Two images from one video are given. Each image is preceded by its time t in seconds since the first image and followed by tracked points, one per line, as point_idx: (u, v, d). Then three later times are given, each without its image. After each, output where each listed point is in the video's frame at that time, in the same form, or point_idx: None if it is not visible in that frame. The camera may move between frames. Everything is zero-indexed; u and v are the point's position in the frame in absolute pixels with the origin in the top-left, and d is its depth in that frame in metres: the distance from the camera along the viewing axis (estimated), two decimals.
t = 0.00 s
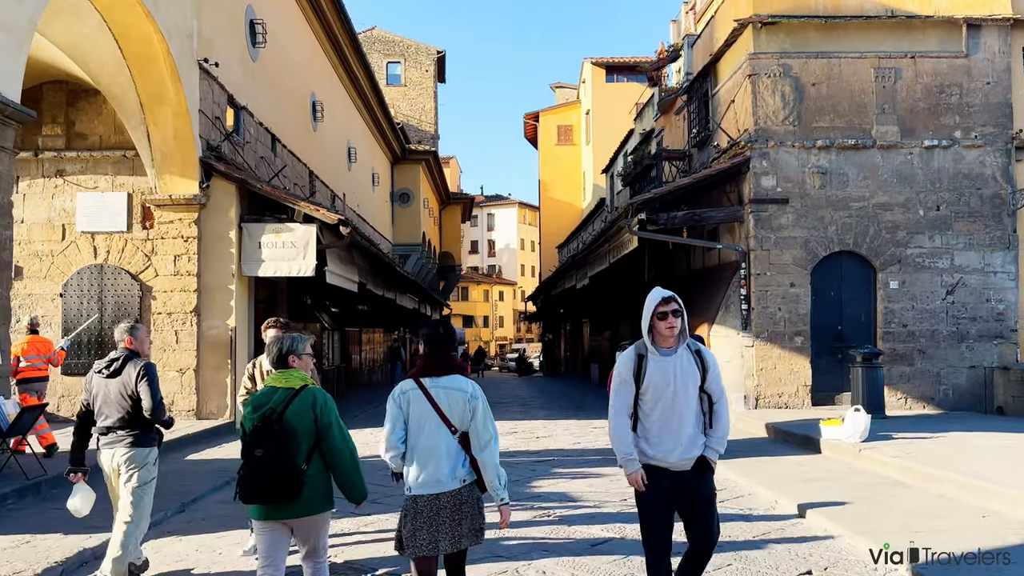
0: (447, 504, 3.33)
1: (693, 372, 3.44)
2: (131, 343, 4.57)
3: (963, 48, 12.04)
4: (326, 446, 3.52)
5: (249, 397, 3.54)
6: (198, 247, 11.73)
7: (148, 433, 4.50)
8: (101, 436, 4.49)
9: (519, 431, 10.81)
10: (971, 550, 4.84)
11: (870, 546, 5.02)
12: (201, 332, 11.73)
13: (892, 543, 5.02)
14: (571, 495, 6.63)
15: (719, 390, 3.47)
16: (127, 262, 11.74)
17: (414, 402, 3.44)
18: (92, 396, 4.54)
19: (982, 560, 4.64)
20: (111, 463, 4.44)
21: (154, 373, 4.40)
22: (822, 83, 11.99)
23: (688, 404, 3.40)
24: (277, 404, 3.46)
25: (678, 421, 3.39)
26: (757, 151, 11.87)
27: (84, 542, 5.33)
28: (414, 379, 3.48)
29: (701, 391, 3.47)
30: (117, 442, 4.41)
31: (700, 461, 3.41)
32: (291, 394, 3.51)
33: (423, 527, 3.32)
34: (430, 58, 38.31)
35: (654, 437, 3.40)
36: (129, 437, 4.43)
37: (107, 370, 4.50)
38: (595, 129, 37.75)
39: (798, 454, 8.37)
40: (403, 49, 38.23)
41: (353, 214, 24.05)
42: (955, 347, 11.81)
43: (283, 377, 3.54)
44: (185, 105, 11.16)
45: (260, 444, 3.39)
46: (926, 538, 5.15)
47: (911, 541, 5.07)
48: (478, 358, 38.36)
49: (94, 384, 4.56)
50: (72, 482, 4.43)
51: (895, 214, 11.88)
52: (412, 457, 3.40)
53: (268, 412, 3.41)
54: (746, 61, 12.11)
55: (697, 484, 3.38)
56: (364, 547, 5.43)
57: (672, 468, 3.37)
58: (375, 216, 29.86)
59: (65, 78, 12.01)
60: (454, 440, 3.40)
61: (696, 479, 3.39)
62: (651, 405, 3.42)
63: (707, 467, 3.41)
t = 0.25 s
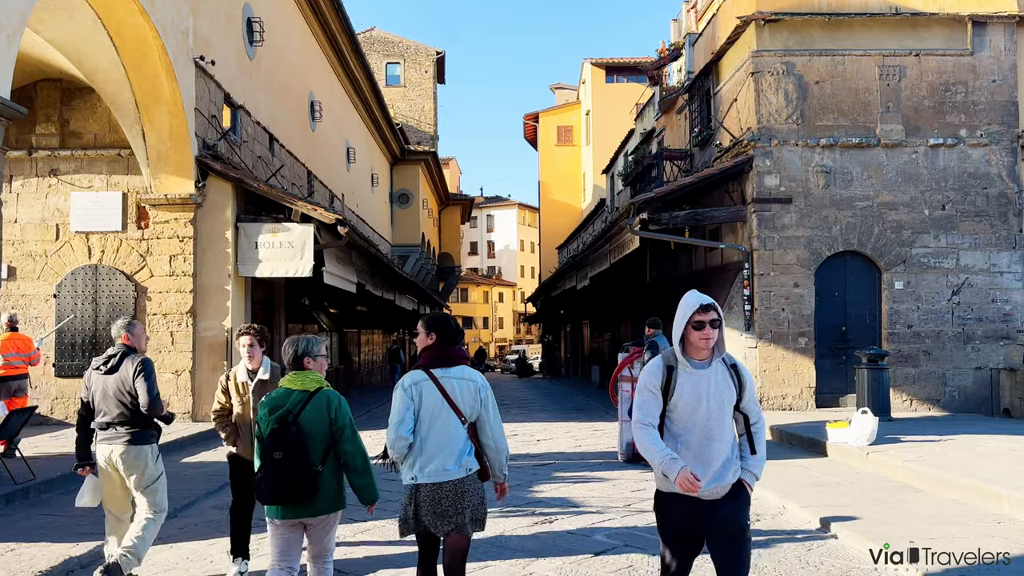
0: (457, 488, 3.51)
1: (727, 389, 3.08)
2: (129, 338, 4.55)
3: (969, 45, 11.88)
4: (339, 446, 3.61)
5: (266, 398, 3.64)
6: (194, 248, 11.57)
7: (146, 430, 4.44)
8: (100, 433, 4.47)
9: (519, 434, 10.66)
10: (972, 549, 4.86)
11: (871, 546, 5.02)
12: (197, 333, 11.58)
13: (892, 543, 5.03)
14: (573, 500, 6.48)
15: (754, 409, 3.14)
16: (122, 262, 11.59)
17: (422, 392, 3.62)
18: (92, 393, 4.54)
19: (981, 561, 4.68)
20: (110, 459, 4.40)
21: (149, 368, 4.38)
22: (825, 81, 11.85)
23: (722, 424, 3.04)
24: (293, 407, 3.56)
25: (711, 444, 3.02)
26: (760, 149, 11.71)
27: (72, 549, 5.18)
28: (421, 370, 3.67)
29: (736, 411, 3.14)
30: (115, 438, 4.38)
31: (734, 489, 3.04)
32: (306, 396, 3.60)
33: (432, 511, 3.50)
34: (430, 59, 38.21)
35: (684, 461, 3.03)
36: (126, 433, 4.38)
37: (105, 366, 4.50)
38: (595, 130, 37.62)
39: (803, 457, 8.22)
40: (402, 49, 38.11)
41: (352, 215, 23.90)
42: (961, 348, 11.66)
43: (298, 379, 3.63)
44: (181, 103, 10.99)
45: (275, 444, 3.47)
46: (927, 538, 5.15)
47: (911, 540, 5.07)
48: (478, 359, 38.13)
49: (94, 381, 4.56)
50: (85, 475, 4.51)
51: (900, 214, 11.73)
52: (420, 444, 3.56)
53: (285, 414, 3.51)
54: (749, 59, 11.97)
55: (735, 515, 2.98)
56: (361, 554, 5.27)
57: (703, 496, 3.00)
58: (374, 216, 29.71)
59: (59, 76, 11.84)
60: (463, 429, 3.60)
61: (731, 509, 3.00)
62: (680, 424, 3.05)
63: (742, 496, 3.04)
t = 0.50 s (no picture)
0: (458, 496, 3.53)
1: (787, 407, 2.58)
2: (127, 339, 4.54)
3: (974, 43, 11.70)
4: (345, 441, 3.80)
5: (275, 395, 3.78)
6: (186, 248, 11.37)
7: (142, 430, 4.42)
8: (95, 433, 4.45)
9: (517, 438, 10.46)
10: (973, 551, 4.86)
11: (872, 546, 5.00)
12: (189, 335, 11.37)
13: (893, 543, 5.02)
14: (572, 508, 6.27)
15: (819, 432, 2.64)
16: (113, 263, 11.39)
17: (421, 403, 3.60)
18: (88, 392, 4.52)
19: (981, 561, 4.71)
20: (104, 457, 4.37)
21: (146, 370, 4.36)
22: (829, 79, 11.66)
23: (782, 451, 2.55)
24: (302, 404, 3.74)
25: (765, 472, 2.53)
26: (763, 148, 11.51)
27: (51, 560, 4.97)
28: (417, 380, 3.64)
29: (796, 433, 2.64)
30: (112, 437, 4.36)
31: (793, 528, 2.56)
32: (315, 394, 3.78)
33: (431, 521, 3.50)
34: (429, 61, 38.05)
35: (733, 492, 2.55)
36: (122, 433, 4.36)
37: (102, 366, 4.48)
38: (594, 131, 37.44)
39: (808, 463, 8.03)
40: (401, 50, 37.95)
41: (349, 216, 23.71)
42: (967, 351, 11.46)
43: (309, 378, 3.81)
44: (173, 102, 10.80)
45: (288, 440, 3.61)
46: (926, 537, 5.17)
47: (910, 540, 5.08)
48: (477, 362, 37.90)
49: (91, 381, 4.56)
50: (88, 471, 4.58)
51: (904, 214, 11.54)
52: (421, 455, 3.54)
53: (294, 411, 3.69)
54: (751, 57, 11.78)
55: (789, 560, 2.52)
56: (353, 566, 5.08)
57: (753, 536, 2.51)
58: (372, 218, 29.52)
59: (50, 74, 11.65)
60: (459, 438, 3.61)
61: (790, 552, 2.53)
62: (731, 448, 2.55)
63: (802, 536, 2.56)
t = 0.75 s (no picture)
0: (443, 493, 3.70)
1: (847, 432, 2.16)
2: (135, 351, 4.41)
3: (979, 43, 11.54)
4: (346, 453, 3.67)
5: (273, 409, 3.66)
6: (180, 251, 11.20)
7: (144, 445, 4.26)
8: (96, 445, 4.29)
9: (516, 444, 10.28)
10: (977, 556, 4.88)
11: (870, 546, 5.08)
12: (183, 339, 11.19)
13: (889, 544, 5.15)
14: (572, 519, 6.09)
15: (889, 463, 2.18)
16: (106, 266, 11.22)
17: (408, 402, 3.82)
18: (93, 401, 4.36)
19: (980, 562, 4.77)
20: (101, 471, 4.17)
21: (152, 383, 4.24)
22: (832, 80, 11.51)
23: (837, 489, 2.15)
24: (302, 415, 3.60)
25: (817, 514, 2.13)
26: (766, 150, 11.35)
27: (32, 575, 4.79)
28: (405, 381, 3.88)
29: (860, 466, 2.20)
30: (110, 451, 4.18)
31: None
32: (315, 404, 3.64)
33: (421, 517, 3.68)
34: (428, 63, 37.91)
35: (777, 535, 2.18)
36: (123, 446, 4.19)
37: (107, 378, 4.34)
38: (593, 133, 37.31)
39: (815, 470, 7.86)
40: (400, 52, 37.80)
41: (346, 218, 23.53)
42: (972, 355, 11.30)
43: (306, 389, 3.66)
44: (168, 103, 10.64)
45: (289, 453, 3.47)
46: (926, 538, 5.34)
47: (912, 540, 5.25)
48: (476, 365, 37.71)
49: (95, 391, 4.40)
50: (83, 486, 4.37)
51: (909, 216, 11.39)
52: (406, 452, 3.76)
53: (296, 422, 3.56)
54: (754, 57, 11.62)
55: None
56: None
57: None
58: (371, 220, 29.34)
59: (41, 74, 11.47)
60: (447, 437, 3.80)
61: None
62: (772, 478, 2.18)
63: None
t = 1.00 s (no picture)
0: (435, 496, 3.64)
1: (941, 476, 1.91)
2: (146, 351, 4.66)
3: (984, 42, 11.40)
4: (346, 446, 3.93)
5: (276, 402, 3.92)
6: (174, 252, 11.03)
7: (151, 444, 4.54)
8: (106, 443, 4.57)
9: (515, 448, 10.12)
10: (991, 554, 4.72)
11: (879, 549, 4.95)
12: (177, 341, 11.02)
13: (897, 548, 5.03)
14: (573, 525, 5.93)
15: (990, 517, 1.93)
16: (99, 267, 11.06)
17: (397, 405, 3.77)
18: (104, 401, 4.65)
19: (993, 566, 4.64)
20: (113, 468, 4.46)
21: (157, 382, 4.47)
22: (835, 78, 11.37)
23: (929, 539, 1.89)
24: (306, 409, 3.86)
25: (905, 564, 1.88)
26: (768, 149, 11.21)
27: None
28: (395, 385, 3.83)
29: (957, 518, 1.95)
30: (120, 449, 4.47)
31: None
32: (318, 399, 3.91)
33: (416, 521, 3.62)
34: (427, 64, 37.79)
35: None
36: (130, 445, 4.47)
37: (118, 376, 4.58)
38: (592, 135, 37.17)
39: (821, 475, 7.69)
40: (398, 54, 37.71)
41: (345, 219, 23.37)
42: (977, 357, 11.15)
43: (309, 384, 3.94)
44: (162, 102, 10.48)
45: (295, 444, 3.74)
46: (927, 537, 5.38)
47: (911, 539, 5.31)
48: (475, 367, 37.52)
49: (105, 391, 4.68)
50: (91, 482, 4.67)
51: (913, 217, 11.24)
52: (396, 455, 3.72)
53: (300, 415, 3.81)
54: (756, 56, 11.48)
55: None
56: None
57: None
58: (369, 222, 29.19)
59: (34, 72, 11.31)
60: (439, 438, 3.73)
61: None
62: (851, 514, 1.91)
63: None
